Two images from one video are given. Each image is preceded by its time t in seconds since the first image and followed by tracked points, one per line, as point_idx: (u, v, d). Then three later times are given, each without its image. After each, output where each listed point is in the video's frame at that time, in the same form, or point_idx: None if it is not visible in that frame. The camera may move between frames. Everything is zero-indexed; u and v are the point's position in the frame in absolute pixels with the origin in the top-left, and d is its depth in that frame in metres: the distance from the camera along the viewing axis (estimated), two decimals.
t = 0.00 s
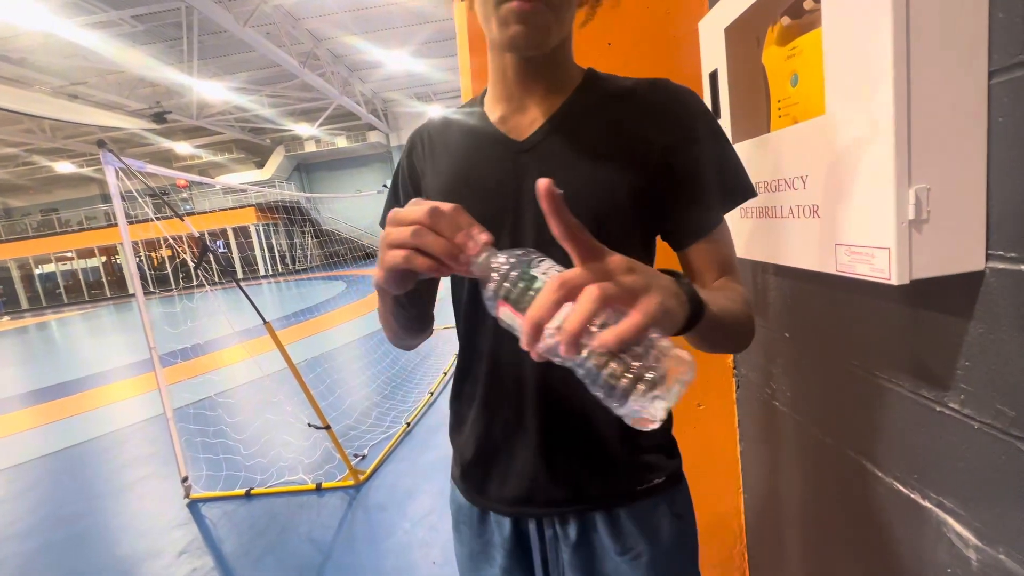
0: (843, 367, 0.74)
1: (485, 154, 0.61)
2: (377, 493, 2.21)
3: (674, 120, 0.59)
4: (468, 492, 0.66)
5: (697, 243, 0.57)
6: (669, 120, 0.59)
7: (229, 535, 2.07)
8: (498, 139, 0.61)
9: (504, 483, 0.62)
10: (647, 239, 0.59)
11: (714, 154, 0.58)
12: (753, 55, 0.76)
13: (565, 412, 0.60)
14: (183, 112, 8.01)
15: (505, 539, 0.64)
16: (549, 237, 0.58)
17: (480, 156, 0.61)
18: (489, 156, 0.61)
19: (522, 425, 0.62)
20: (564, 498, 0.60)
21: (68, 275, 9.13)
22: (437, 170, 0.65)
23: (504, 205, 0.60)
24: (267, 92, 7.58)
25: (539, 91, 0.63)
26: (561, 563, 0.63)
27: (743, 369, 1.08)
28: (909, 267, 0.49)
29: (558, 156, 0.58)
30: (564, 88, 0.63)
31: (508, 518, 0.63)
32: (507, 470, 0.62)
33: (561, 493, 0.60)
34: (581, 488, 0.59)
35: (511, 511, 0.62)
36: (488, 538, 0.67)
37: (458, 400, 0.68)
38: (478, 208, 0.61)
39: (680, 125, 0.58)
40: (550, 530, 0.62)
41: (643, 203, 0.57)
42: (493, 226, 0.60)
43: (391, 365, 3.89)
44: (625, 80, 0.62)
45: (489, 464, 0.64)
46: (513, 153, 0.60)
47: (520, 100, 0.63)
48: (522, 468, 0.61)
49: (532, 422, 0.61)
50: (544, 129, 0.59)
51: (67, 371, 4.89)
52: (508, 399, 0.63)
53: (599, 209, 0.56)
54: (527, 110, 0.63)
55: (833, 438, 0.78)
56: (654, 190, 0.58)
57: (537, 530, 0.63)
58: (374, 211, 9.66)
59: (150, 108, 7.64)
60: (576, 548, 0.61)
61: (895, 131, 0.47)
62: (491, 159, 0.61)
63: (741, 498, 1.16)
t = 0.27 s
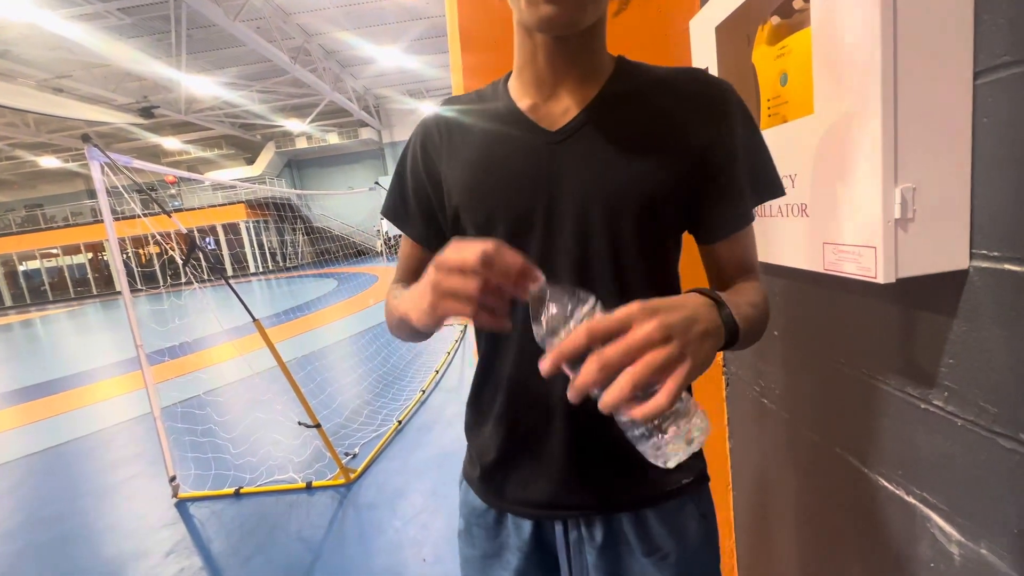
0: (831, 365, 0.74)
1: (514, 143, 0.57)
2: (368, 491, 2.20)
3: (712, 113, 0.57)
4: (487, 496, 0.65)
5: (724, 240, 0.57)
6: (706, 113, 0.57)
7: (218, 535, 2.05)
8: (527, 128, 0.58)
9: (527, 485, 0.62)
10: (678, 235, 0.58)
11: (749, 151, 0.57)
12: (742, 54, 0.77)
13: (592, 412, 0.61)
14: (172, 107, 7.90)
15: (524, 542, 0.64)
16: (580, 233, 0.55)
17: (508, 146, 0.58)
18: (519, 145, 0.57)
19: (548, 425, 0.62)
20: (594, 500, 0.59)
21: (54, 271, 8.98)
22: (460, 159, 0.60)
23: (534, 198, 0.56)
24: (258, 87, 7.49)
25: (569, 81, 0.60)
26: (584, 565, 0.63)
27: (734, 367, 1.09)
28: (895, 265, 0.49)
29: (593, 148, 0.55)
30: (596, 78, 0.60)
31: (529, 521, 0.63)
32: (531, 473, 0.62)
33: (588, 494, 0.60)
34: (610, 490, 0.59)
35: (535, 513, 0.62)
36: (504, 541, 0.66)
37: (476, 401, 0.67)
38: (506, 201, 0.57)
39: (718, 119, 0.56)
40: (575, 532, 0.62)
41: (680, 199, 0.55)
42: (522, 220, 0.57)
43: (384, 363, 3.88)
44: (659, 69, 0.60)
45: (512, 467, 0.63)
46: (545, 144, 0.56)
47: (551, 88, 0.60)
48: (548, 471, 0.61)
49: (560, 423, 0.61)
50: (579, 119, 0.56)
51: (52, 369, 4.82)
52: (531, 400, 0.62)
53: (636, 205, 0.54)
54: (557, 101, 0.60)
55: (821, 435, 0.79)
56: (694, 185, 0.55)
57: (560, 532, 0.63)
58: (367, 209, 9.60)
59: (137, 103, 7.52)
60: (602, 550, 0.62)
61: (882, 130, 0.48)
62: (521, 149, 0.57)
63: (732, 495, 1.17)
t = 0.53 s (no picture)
0: (815, 362, 0.75)
1: (523, 135, 0.55)
2: (356, 491, 2.18)
3: (727, 107, 0.56)
4: (498, 495, 0.65)
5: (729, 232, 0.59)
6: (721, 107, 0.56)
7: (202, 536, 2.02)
8: (539, 119, 0.55)
9: (539, 484, 0.63)
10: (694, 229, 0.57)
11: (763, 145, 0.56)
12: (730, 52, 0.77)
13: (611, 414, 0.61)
14: (155, 101, 7.74)
15: (532, 540, 0.65)
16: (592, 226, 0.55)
17: (518, 137, 0.56)
18: (530, 139, 0.55)
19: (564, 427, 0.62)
20: (609, 501, 0.60)
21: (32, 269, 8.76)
22: (467, 149, 0.57)
23: (546, 192, 0.55)
24: (244, 82, 7.37)
25: (583, 66, 0.56)
26: (591, 564, 0.64)
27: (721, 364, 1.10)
28: (879, 263, 0.50)
29: (607, 141, 0.54)
30: (610, 64, 0.57)
31: (537, 519, 0.64)
32: (544, 472, 0.62)
33: (602, 496, 0.61)
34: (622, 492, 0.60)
35: (547, 513, 0.62)
36: (511, 540, 0.67)
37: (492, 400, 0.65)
38: (518, 193, 0.55)
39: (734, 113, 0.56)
40: (584, 531, 0.63)
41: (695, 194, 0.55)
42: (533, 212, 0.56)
43: (372, 361, 3.85)
44: (675, 56, 0.58)
45: (526, 466, 0.63)
46: (557, 136, 0.54)
47: (564, 75, 0.57)
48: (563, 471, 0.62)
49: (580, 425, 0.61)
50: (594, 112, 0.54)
51: (29, 368, 4.70)
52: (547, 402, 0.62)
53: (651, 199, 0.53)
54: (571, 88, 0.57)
55: (805, 431, 0.80)
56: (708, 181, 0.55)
57: (570, 531, 0.64)
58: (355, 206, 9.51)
59: (119, 97, 7.36)
60: (610, 552, 0.62)
61: (870, 127, 0.48)
62: (532, 140, 0.55)
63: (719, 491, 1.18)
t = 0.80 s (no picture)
0: (795, 353, 0.76)
1: (518, 121, 0.55)
2: (337, 488, 2.15)
3: (727, 92, 0.55)
4: (487, 489, 0.64)
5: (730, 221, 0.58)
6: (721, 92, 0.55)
7: (176, 537, 1.97)
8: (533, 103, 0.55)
9: (532, 479, 0.61)
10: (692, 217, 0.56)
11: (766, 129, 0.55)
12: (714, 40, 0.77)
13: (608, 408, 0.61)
14: (124, 90, 7.46)
15: (522, 534, 0.64)
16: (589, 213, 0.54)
17: (515, 120, 0.55)
18: (525, 124, 0.55)
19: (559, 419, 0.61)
20: (603, 493, 0.60)
21: None
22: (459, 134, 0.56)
23: (542, 178, 0.54)
24: (218, 71, 7.15)
25: (581, 49, 0.55)
26: (583, 558, 0.63)
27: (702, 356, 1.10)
28: (860, 253, 0.49)
29: (604, 126, 0.54)
30: (609, 44, 0.56)
31: (529, 513, 0.63)
32: (536, 465, 0.62)
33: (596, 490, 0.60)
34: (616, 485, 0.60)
35: (539, 506, 0.62)
36: (500, 534, 0.66)
37: (486, 392, 0.63)
38: (512, 178, 0.55)
39: (734, 98, 0.55)
40: (575, 524, 0.63)
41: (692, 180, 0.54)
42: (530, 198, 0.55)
43: (354, 356, 3.79)
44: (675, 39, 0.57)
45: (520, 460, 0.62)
46: (552, 120, 0.54)
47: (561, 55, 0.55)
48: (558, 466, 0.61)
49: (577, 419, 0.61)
50: (588, 96, 0.54)
51: None
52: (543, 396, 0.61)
53: (649, 185, 0.53)
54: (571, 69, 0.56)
55: (785, 422, 0.81)
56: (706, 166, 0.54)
57: (562, 525, 0.63)
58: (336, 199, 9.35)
59: (87, 84, 7.06)
60: (603, 545, 0.62)
61: (850, 116, 0.48)
62: (527, 125, 0.55)
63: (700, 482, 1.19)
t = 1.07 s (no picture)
0: (775, 359, 0.75)
1: (506, 123, 0.56)
2: (312, 497, 2.08)
3: (715, 92, 0.54)
4: (466, 504, 0.63)
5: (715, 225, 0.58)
6: (709, 92, 0.54)
7: (141, 555, 1.87)
8: (518, 106, 0.56)
9: (512, 493, 0.60)
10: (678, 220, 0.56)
11: (753, 130, 0.54)
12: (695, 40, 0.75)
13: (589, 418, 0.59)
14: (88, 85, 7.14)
15: (501, 548, 0.62)
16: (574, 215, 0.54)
17: (502, 121, 0.56)
18: (513, 125, 0.55)
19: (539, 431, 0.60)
20: (584, 508, 0.58)
21: None
22: (447, 138, 0.58)
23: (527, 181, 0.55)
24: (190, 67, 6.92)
25: (569, 54, 0.58)
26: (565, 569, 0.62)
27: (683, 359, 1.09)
28: (842, 261, 0.48)
29: (590, 128, 0.54)
30: (594, 49, 0.58)
31: (507, 527, 0.61)
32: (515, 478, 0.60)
33: (577, 505, 0.58)
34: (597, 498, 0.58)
35: (518, 521, 0.60)
36: (477, 548, 0.65)
37: (468, 403, 0.63)
38: (497, 180, 0.56)
39: (721, 99, 0.54)
40: (556, 538, 0.61)
41: (678, 182, 0.54)
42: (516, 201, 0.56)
43: (331, 359, 3.70)
44: (663, 43, 0.58)
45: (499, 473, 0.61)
46: (536, 123, 0.55)
47: (548, 60, 0.58)
48: (536, 479, 0.59)
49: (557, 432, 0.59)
50: (574, 98, 0.54)
51: None
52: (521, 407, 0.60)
53: (633, 188, 0.53)
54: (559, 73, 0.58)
55: (765, 428, 0.80)
56: (691, 169, 0.54)
57: (542, 538, 0.61)
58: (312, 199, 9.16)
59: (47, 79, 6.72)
60: (585, 557, 0.60)
61: (834, 120, 0.46)
62: (512, 127, 0.55)
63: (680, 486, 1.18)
